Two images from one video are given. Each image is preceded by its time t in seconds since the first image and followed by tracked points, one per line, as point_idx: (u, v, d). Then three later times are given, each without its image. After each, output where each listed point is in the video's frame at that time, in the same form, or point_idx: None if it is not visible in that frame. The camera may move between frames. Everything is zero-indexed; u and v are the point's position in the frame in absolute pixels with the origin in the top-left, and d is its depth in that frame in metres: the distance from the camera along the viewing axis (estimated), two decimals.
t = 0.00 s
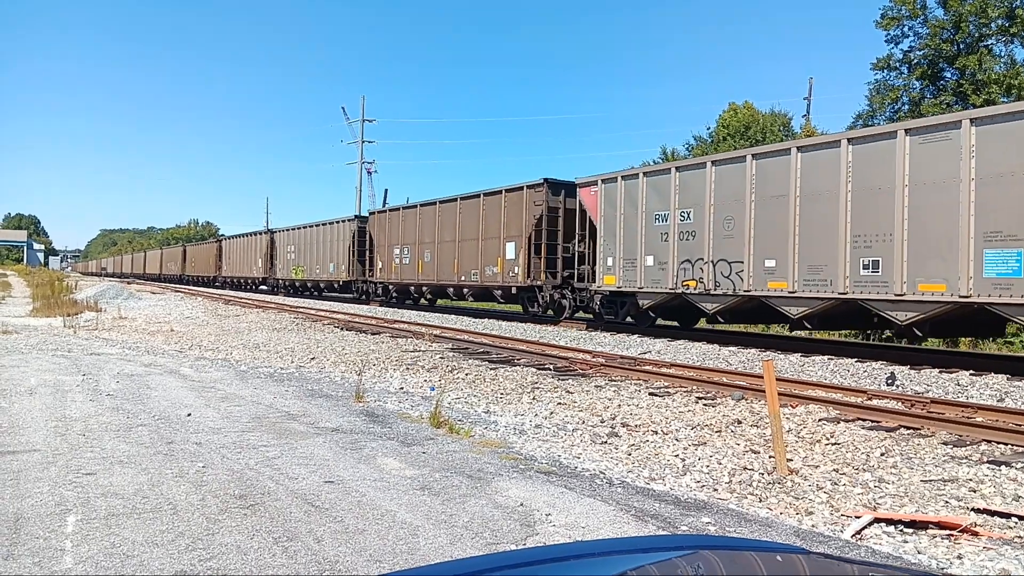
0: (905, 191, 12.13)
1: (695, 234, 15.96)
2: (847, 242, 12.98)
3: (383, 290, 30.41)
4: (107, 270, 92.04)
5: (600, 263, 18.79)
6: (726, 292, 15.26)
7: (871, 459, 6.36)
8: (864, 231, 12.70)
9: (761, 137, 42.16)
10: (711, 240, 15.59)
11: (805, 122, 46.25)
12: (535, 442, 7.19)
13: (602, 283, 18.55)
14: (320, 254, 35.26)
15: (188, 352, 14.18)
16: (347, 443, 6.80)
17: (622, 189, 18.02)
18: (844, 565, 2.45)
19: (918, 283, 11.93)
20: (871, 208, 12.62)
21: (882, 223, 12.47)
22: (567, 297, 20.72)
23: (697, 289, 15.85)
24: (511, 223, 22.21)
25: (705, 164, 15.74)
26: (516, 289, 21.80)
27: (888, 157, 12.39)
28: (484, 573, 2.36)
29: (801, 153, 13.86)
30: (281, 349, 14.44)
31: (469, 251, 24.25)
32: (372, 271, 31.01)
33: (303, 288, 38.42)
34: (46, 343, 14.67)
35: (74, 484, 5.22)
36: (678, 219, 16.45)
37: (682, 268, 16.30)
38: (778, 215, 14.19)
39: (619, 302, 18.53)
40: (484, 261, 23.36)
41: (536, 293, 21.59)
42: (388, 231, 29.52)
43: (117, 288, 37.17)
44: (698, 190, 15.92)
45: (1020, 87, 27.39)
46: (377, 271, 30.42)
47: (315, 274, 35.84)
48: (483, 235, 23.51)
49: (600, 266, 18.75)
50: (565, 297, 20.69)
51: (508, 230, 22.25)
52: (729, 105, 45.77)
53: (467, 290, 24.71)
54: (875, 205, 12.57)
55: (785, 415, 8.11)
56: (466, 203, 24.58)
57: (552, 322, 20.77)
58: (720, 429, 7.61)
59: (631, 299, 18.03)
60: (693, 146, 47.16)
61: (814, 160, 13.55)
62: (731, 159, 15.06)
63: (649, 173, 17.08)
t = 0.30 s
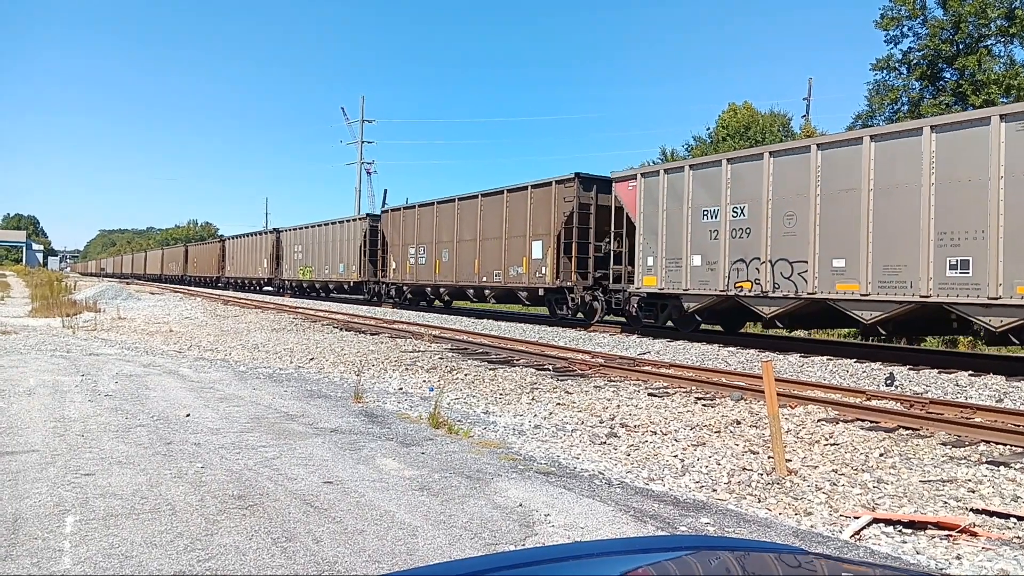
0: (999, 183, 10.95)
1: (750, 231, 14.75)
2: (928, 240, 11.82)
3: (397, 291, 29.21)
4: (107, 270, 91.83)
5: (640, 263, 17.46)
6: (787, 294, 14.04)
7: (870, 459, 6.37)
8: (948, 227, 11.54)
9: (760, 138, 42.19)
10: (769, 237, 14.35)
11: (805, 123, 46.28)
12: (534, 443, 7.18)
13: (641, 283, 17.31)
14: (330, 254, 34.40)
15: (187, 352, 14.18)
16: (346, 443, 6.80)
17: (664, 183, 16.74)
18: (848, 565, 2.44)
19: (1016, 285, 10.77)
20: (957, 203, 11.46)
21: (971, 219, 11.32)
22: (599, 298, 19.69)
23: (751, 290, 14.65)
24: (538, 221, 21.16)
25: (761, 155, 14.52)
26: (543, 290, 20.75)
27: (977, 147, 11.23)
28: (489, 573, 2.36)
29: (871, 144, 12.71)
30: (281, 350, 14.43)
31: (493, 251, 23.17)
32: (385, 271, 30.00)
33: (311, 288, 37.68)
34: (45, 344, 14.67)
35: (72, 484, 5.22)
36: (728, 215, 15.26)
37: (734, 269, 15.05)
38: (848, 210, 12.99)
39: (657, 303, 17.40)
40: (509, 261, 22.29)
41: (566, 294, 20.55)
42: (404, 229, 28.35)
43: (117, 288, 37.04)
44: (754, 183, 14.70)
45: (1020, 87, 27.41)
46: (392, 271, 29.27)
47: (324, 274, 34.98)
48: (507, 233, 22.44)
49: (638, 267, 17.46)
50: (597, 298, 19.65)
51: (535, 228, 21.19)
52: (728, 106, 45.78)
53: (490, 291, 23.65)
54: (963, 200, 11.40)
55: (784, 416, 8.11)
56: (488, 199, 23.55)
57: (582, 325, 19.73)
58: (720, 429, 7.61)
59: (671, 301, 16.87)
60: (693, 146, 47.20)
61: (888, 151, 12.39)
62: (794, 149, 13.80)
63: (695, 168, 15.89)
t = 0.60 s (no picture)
0: None
1: (814, 227, 13.53)
2: None
3: (411, 291, 28.11)
4: (106, 271, 91.70)
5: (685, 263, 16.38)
6: (858, 296, 12.82)
7: (869, 459, 6.36)
8: None
9: (759, 138, 42.21)
10: (837, 234, 13.13)
11: (804, 122, 46.30)
12: (533, 443, 7.18)
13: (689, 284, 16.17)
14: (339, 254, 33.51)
15: (186, 352, 14.17)
16: (345, 443, 6.80)
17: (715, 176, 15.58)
18: (848, 565, 2.44)
19: None
20: None
21: None
22: (635, 300, 18.46)
23: (817, 292, 13.43)
24: (567, 218, 19.92)
25: (829, 144, 13.23)
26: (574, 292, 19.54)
27: None
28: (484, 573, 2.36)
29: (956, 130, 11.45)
30: (279, 350, 14.43)
31: (518, 249, 21.92)
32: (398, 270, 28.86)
33: (318, 288, 36.91)
34: (44, 344, 14.65)
35: (71, 484, 5.22)
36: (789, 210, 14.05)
37: (796, 268, 13.86)
38: (928, 204, 11.75)
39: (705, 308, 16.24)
40: (536, 260, 21.07)
41: (599, 295, 19.33)
42: (419, 228, 27.19)
43: (117, 288, 36.96)
44: (820, 175, 13.45)
45: (1019, 86, 27.42)
46: (407, 271, 28.15)
47: (333, 274, 34.03)
48: (534, 231, 21.19)
49: (686, 267, 16.34)
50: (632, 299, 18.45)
51: (565, 225, 19.94)
52: (727, 105, 45.79)
53: (514, 291, 22.45)
54: None
55: (783, 415, 8.11)
56: (511, 196, 22.30)
57: (617, 328, 18.52)
58: (718, 429, 7.61)
59: (720, 304, 15.84)
60: (692, 146, 47.20)
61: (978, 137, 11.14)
62: (866, 138, 12.59)
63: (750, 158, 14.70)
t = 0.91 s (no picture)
0: None
1: (888, 223, 12.21)
2: None
3: (424, 293, 27.01)
4: (102, 270, 91.41)
5: (734, 261, 14.89)
6: (941, 300, 11.54)
7: (865, 460, 6.37)
8: None
9: (756, 139, 42.29)
10: (916, 232, 11.80)
11: (800, 123, 46.40)
12: (529, 443, 7.18)
13: (739, 286, 14.68)
14: (346, 254, 32.51)
15: (182, 352, 14.15)
16: (341, 443, 6.80)
17: (770, 168, 14.15)
18: (838, 566, 2.45)
19: None
20: None
21: None
22: (674, 303, 17.06)
23: (892, 295, 12.10)
24: (598, 215, 18.71)
25: (906, 131, 11.89)
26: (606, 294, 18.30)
27: None
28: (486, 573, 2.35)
29: None
30: (276, 350, 14.42)
31: (542, 249, 20.69)
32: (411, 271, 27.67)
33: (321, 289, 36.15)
34: (39, 344, 14.62)
35: (66, 485, 5.20)
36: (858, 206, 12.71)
37: (867, 270, 12.49)
38: None
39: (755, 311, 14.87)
40: (563, 260, 19.85)
41: (633, 298, 18.00)
42: (434, 227, 25.98)
43: (113, 288, 36.86)
44: (894, 167, 12.12)
45: (1014, 88, 27.51)
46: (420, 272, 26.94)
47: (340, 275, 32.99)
48: (561, 229, 19.94)
49: (735, 267, 14.86)
50: (672, 302, 17.09)
51: (596, 223, 18.72)
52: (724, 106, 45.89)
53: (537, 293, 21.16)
54: None
55: (779, 416, 8.12)
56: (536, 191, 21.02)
57: (655, 334, 17.11)
58: (715, 430, 7.61)
59: (774, 308, 14.33)
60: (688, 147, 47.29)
61: None
62: (952, 126, 11.29)
63: (814, 148, 13.29)
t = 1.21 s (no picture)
0: None
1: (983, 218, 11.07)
2: None
3: (443, 294, 26.16)
4: (104, 270, 91.37)
5: (799, 259, 13.75)
6: None
7: (865, 460, 6.36)
8: None
9: (757, 139, 42.27)
10: (1017, 227, 10.67)
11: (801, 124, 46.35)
12: (529, 443, 7.18)
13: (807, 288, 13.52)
14: (360, 253, 31.75)
15: (183, 352, 14.17)
16: (342, 444, 6.80)
17: (841, 159, 12.97)
18: (839, 565, 2.45)
19: None
20: None
21: None
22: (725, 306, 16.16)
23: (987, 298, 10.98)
24: (639, 211, 17.50)
25: (1004, 118, 10.77)
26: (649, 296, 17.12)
27: None
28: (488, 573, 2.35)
29: None
30: (276, 350, 14.43)
31: (576, 248, 19.53)
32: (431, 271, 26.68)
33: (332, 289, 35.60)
34: (40, 344, 14.64)
35: (67, 484, 5.21)
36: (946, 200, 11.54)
37: (956, 270, 11.35)
38: None
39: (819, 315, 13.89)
40: (600, 260, 18.70)
41: (680, 300, 16.88)
42: (455, 225, 24.85)
43: (113, 288, 36.82)
44: (991, 157, 10.97)
45: (1016, 88, 27.47)
46: (440, 272, 25.93)
47: (355, 275, 32.21)
48: (598, 226, 18.77)
49: (800, 268, 13.72)
50: (722, 305, 16.20)
51: (637, 219, 17.52)
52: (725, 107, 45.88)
53: (569, 295, 20.04)
54: None
55: (780, 416, 8.11)
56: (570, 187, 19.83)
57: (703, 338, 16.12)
58: (715, 430, 7.61)
59: (842, 313, 13.26)
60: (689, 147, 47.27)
61: None
62: None
63: (894, 136, 12.10)
